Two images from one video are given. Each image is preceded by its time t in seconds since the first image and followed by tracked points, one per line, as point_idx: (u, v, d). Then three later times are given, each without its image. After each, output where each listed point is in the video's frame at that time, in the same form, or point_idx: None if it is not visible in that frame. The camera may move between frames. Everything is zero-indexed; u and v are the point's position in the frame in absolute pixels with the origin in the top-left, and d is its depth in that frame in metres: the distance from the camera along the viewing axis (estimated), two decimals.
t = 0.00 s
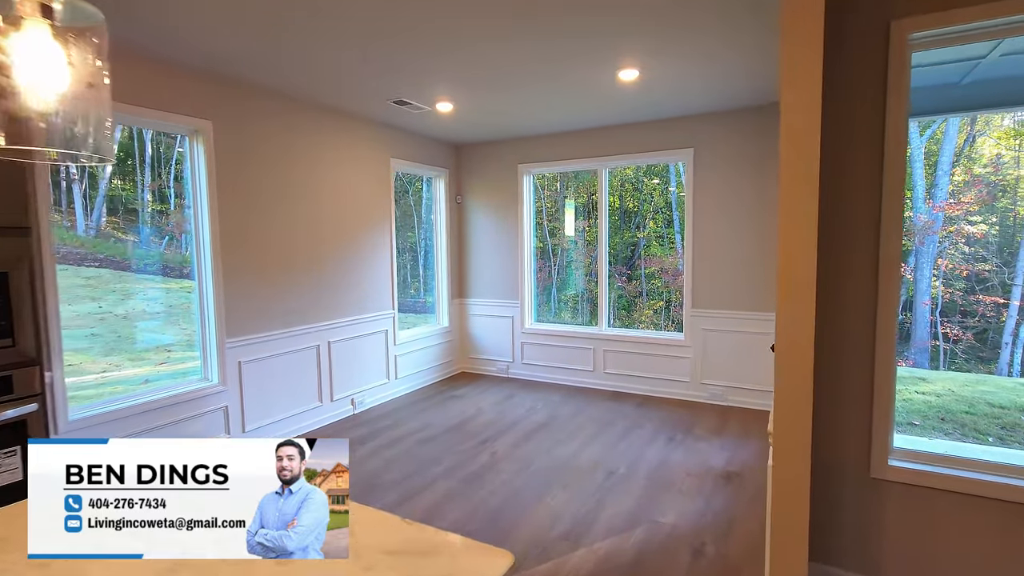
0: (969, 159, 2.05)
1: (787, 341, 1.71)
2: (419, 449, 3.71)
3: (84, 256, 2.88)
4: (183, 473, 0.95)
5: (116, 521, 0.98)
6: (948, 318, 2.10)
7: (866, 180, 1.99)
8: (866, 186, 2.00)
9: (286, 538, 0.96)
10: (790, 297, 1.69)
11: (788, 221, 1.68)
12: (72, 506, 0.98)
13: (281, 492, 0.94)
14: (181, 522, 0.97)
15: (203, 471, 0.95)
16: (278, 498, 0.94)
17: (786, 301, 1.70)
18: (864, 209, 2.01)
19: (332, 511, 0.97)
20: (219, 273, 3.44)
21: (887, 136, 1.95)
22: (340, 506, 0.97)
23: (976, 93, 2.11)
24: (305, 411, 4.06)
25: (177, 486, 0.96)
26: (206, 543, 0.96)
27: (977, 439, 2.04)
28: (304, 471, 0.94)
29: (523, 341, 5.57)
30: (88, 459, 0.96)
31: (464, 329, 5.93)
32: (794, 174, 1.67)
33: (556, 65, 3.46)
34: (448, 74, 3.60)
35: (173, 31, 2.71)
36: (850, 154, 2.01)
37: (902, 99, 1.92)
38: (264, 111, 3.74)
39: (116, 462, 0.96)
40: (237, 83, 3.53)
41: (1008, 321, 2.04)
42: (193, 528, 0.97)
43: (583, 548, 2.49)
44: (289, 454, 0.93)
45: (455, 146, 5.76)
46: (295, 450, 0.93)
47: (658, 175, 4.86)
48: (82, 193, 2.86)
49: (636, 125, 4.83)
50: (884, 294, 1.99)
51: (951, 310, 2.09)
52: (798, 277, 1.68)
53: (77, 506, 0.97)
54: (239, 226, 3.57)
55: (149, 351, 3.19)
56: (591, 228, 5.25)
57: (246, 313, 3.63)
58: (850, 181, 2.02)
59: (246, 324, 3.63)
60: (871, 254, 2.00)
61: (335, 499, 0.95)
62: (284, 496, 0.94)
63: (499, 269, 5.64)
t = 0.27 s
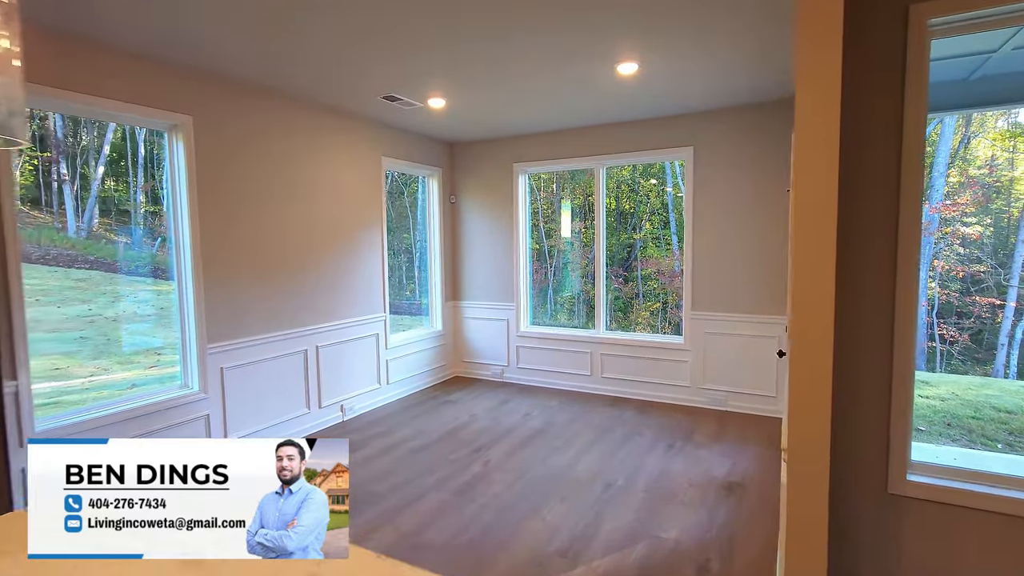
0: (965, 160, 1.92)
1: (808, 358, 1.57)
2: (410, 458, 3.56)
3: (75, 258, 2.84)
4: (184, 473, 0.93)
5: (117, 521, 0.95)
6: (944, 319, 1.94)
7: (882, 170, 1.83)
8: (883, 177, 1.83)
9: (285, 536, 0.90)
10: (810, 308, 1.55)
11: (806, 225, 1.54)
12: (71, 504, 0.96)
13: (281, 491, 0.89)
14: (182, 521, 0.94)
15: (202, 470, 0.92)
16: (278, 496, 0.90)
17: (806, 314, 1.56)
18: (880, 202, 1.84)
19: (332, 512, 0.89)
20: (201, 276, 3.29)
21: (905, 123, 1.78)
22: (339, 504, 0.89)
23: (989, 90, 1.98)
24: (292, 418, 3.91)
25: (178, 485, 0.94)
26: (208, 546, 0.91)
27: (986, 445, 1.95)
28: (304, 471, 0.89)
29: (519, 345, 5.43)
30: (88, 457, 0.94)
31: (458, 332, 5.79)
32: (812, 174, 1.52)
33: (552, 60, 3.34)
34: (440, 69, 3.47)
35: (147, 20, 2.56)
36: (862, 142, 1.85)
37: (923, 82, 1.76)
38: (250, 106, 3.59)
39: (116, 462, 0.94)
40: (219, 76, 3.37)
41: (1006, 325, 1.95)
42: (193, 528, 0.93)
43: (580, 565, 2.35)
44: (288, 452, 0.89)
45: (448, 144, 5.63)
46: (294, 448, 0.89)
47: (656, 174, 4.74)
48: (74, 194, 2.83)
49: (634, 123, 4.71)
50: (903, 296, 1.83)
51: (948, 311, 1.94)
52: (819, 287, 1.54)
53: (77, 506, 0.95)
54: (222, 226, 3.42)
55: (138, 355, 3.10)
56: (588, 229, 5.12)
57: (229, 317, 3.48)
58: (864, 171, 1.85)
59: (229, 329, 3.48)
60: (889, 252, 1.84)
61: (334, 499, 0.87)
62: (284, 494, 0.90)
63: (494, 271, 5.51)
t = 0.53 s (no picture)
0: (955, 163, 1.52)
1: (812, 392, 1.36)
2: (399, 471, 3.42)
3: (61, 260, 2.78)
4: (184, 473, 1.10)
5: (116, 521, 1.11)
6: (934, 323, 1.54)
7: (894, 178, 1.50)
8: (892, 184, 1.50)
9: (284, 538, 1.07)
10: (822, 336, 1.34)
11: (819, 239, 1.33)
12: (70, 505, 1.10)
13: (281, 493, 1.08)
14: (182, 521, 1.09)
15: (202, 470, 1.09)
16: (277, 496, 1.09)
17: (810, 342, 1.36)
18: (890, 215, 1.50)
19: (331, 511, 1.07)
20: (177, 281, 3.16)
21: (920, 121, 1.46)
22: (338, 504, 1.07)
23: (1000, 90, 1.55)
24: (277, 427, 3.78)
25: (178, 486, 1.10)
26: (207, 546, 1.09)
27: (989, 454, 1.59)
28: (304, 471, 1.09)
29: (511, 350, 5.31)
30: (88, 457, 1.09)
31: (449, 336, 5.66)
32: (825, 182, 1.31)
33: (546, 59, 3.23)
34: (430, 67, 3.35)
35: (118, 10, 2.41)
36: (874, 145, 1.51)
37: (939, 75, 1.44)
38: (229, 105, 3.45)
39: (115, 462, 1.11)
40: (198, 72, 3.23)
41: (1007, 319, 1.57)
42: (193, 528, 1.10)
43: None
44: (288, 452, 1.07)
45: (440, 145, 5.50)
46: (294, 448, 1.07)
47: (649, 176, 4.64)
48: (61, 196, 2.78)
49: (629, 123, 4.60)
50: (914, 329, 1.50)
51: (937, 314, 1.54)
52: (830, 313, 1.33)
53: (76, 506, 1.11)
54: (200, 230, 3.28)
55: (125, 359, 3.03)
56: (582, 231, 5.00)
57: (207, 325, 3.34)
58: (876, 178, 1.51)
59: (207, 338, 3.34)
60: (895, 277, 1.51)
61: (334, 497, 1.06)
62: (283, 494, 1.08)
63: (486, 273, 5.38)
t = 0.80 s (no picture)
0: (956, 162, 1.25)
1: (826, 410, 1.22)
2: (387, 480, 3.28)
3: (51, 261, 2.73)
4: (184, 475, 1.41)
5: (116, 520, 1.40)
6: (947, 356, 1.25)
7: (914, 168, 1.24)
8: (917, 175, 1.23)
9: (283, 536, 1.39)
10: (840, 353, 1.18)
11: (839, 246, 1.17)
12: (70, 504, 1.39)
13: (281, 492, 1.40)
14: (182, 519, 1.40)
15: (203, 470, 1.40)
16: (277, 496, 1.41)
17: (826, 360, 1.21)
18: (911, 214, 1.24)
19: (330, 510, 1.42)
20: (154, 285, 3.00)
21: (946, 100, 1.22)
22: (337, 504, 1.42)
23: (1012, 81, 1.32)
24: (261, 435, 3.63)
25: (178, 487, 1.41)
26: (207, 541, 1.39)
27: (997, 461, 1.35)
28: (305, 471, 1.43)
29: (506, 353, 5.17)
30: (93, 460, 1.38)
31: (442, 340, 5.52)
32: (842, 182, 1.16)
33: (539, 51, 3.09)
34: (418, 59, 3.21)
35: None
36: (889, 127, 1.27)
37: (961, 46, 1.20)
38: (210, 99, 3.31)
39: (116, 464, 1.40)
40: (174, 63, 3.08)
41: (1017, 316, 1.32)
42: (193, 525, 1.41)
43: None
44: (288, 453, 1.39)
45: (432, 143, 5.37)
46: (294, 449, 1.40)
47: (647, 175, 4.51)
48: (52, 196, 2.73)
49: (626, 121, 4.49)
50: (934, 341, 1.27)
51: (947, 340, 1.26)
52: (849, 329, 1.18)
53: (76, 506, 1.39)
54: (178, 229, 3.13)
55: (114, 362, 2.95)
56: (579, 232, 4.87)
57: (187, 328, 3.19)
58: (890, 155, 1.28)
59: (188, 342, 3.19)
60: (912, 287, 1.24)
61: (334, 496, 1.41)
62: (282, 494, 1.40)
63: (480, 274, 5.25)
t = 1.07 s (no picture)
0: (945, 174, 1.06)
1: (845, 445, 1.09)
2: (374, 489, 3.14)
3: (44, 261, 2.63)
4: (186, 477, 2.17)
5: (122, 516, 2.20)
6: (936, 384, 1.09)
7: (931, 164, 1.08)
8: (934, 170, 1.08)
9: (283, 534, 2.14)
10: (865, 383, 1.05)
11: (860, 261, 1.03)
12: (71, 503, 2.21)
13: (280, 492, 2.09)
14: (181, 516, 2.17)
15: (205, 471, 2.14)
16: (278, 497, 2.10)
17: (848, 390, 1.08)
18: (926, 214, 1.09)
19: (323, 512, 2.19)
20: (128, 288, 2.87)
21: (964, 79, 1.06)
22: (333, 504, 2.15)
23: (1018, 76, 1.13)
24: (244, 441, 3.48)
25: (177, 488, 2.18)
26: (211, 533, 2.17)
27: (1007, 466, 1.15)
28: (305, 472, 2.12)
29: (501, 356, 5.04)
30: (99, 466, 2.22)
31: (436, 342, 5.39)
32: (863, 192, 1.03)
33: (534, 39, 2.95)
34: (407, 48, 3.06)
35: None
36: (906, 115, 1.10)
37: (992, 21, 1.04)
38: (190, 90, 3.17)
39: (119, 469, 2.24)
40: (150, 52, 2.93)
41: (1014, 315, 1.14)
42: (196, 518, 2.16)
43: None
44: (289, 453, 2.09)
45: (425, 139, 5.24)
46: (295, 451, 2.10)
47: (645, 173, 4.38)
48: (46, 196, 2.64)
49: (624, 116, 4.36)
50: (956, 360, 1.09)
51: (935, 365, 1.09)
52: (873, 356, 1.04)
53: (80, 506, 2.18)
54: (155, 227, 2.99)
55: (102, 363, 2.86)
56: (577, 232, 4.73)
57: (164, 330, 3.05)
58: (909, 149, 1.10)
59: (165, 345, 3.06)
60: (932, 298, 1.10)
61: (330, 496, 2.14)
62: (282, 495, 2.10)
63: (474, 273, 5.12)
